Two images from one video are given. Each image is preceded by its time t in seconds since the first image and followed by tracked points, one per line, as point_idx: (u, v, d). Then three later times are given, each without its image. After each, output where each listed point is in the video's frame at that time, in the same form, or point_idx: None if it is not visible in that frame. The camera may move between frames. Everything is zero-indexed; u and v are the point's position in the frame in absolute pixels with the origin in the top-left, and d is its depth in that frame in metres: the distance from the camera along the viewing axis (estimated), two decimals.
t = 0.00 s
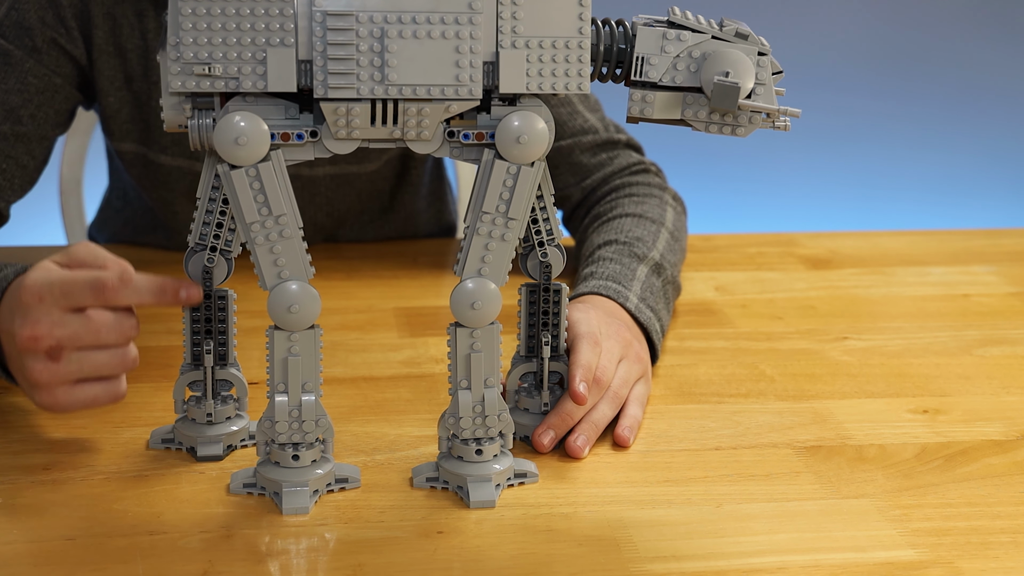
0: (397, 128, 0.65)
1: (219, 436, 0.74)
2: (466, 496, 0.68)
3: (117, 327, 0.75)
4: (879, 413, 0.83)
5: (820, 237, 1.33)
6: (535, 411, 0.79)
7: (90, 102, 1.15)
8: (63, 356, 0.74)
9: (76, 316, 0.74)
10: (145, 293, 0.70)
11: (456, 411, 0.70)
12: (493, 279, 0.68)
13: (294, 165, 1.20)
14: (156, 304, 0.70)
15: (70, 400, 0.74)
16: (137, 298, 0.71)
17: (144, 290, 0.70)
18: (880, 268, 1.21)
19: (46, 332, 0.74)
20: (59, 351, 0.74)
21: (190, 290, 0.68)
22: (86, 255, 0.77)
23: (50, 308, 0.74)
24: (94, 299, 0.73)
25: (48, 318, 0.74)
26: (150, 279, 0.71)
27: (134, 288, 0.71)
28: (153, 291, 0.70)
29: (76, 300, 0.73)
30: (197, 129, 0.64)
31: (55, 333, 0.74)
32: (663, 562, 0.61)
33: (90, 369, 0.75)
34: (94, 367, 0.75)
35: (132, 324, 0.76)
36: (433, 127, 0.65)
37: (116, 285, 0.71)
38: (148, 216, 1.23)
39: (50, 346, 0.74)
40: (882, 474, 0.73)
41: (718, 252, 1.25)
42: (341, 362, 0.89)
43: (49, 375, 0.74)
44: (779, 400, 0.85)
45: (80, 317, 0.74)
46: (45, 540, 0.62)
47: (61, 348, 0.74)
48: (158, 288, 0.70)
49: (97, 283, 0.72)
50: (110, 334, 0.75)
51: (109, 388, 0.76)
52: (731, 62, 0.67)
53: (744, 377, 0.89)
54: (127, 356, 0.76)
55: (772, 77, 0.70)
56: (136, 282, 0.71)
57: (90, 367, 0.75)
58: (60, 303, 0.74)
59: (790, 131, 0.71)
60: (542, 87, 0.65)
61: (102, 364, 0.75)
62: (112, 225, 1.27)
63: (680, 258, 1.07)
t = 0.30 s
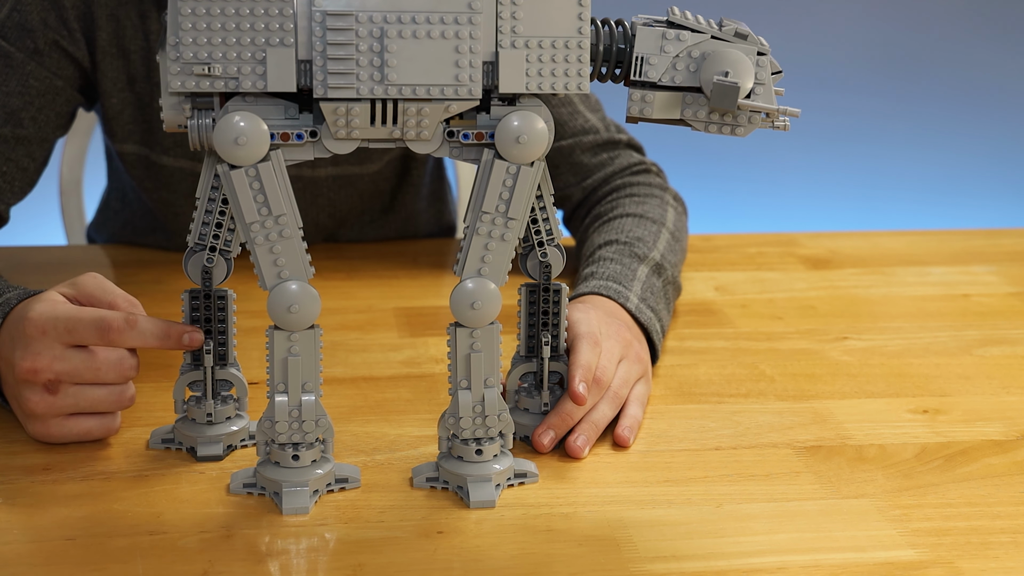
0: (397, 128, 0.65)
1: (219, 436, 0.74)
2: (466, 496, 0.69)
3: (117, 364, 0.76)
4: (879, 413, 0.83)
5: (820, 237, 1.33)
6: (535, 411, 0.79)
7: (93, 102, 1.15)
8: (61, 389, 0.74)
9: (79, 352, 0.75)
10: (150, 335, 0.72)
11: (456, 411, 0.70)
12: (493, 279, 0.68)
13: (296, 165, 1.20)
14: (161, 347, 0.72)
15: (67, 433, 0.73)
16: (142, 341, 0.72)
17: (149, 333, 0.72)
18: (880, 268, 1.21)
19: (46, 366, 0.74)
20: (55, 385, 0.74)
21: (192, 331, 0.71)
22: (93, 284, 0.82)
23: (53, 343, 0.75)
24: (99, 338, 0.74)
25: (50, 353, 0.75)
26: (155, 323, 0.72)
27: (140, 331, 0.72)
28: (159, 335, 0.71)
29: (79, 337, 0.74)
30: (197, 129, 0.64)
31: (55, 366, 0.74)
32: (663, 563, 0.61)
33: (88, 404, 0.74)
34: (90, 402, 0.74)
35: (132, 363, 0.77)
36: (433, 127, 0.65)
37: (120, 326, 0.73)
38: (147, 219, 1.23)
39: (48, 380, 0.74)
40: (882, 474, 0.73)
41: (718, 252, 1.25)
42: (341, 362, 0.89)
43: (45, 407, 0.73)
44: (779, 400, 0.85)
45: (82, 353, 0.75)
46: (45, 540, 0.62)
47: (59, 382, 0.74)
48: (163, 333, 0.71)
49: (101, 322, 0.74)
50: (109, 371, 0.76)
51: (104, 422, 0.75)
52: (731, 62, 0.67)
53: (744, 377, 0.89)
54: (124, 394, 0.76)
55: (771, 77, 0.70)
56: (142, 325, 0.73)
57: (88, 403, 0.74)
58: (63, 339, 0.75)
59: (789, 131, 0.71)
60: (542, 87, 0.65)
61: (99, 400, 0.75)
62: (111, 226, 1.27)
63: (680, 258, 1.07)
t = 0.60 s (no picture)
0: (397, 128, 0.65)
1: (219, 436, 0.74)
2: (466, 496, 0.68)
3: (115, 347, 0.76)
4: (879, 413, 0.83)
5: (820, 237, 1.33)
6: (535, 411, 0.79)
7: (92, 102, 1.15)
8: (63, 379, 0.75)
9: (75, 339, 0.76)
10: (143, 310, 0.73)
11: (456, 411, 0.70)
12: (493, 279, 0.68)
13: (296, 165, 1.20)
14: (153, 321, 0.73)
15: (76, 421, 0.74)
16: (134, 317, 0.73)
17: (141, 308, 0.73)
18: (880, 268, 1.21)
19: (46, 358, 0.75)
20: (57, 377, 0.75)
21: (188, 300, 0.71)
22: (76, 265, 0.82)
23: (48, 335, 0.75)
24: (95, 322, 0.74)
25: (49, 345, 0.75)
26: (146, 298, 0.73)
27: (130, 308, 0.73)
28: (150, 309, 0.72)
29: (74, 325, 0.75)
30: (197, 129, 0.64)
31: (54, 358, 0.75)
32: (663, 563, 0.61)
33: (93, 390, 0.76)
34: (94, 388, 0.76)
35: (129, 343, 0.77)
36: (433, 127, 0.65)
37: (112, 306, 0.74)
38: (148, 219, 1.24)
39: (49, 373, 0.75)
40: (882, 474, 0.73)
41: (718, 252, 1.25)
42: (341, 362, 0.89)
43: (50, 398, 0.74)
44: (779, 400, 0.85)
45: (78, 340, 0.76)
46: (45, 540, 0.62)
47: (60, 372, 0.75)
48: (156, 305, 0.72)
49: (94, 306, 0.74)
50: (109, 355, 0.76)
51: (112, 405, 0.76)
52: (731, 62, 0.67)
53: (744, 377, 0.89)
54: (127, 374, 0.77)
55: (771, 77, 0.70)
56: (131, 302, 0.73)
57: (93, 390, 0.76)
58: (58, 330, 0.75)
59: (789, 131, 0.71)
60: (542, 87, 0.65)
61: (102, 385, 0.76)
62: (110, 227, 1.27)
63: (680, 258, 1.07)
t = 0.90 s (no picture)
0: (397, 128, 0.65)
1: (219, 436, 0.74)
2: (466, 496, 0.69)
3: (90, 326, 0.64)
4: (879, 413, 0.83)
5: (820, 237, 1.33)
6: (535, 411, 0.79)
7: (92, 101, 1.15)
8: (42, 358, 0.64)
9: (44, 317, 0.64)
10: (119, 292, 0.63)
11: (456, 411, 0.70)
12: (493, 279, 0.68)
13: (294, 164, 1.21)
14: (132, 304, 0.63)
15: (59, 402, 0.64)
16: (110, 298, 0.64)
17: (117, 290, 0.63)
18: (880, 268, 1.21)
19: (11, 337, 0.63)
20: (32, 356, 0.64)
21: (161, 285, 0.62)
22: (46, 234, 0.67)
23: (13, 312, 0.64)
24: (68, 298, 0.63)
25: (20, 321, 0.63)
26: (124, 277, 0.64)
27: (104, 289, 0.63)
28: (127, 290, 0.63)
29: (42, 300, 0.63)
30: (197, 129, 0.64)
31: (29, 335, 0.63)
32: (663, 562, 0.61)
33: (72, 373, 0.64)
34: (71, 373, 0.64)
35: (110, 323, 0.64)
36: (433, 127, 0.65)
37: (88, 287, 0.63)
38: (146, 219, 1.23)
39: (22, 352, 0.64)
40: (882, 474, 0.73)
41: (719, 252, 1.25)
42: (341, 362, 0.89)
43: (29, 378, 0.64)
44: (779, 400, 0.85)
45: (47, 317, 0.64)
46: (45, 540, 0.62)
47: (37, 349, 0.64)
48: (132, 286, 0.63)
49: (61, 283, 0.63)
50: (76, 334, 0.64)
51: (96, 384, 0.65)
52: (731, 62, 0.67)
53: (744, 377, 0.89)
54: (107, 357, 0.65)
55: (771, 77, 0.70)
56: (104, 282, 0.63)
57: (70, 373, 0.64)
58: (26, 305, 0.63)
59: (789, 131, 0.71)
60: (542, 87, 0.65)
61: (80, 366, 0.64)
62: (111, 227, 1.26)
63: (680, 258, 1.07)
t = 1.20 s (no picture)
0: (397, 128, 0.65)
1: (219, 436, 0.74)
2: (466, 496, 0.68)
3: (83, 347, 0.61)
4: (879, 413, 0.83)
5: (820, 237, 1.33)
6: (535, 411, 0.79)
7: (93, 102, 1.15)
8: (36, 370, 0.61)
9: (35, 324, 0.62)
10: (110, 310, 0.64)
11: (456, 411, 0.70)
12: (492, 279, 0.68)
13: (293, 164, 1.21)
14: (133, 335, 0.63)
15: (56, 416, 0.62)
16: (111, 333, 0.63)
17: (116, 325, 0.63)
18: (880, 268, 1.21)
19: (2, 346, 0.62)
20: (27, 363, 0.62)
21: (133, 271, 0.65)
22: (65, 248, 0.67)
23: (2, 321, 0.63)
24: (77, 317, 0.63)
25: (15, 330, 0.62)
26: (112, 294, 0.64)
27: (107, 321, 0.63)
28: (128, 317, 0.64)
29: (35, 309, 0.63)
30: (197, 129, 0.64)
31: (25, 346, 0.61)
32: (663, 562, 0.61)
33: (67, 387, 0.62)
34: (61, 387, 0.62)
35: (108, 345, 0.62)
36: (433, 127, 0.65)
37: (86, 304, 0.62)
38: (147, 218, 1.23)
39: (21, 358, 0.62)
40: (882, 474, 0.73)
41: (719, 252, 1.25)
42: (341, 362, 0.89)
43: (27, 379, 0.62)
44: (779, 400, 0.85)
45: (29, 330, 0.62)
46: (45, 540, 0.62)
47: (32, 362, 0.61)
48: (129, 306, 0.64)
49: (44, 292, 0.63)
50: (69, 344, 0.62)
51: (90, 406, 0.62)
52: (731, 62, 0.67)
53: (744, 377, 0.89)
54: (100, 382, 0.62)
55: (771, 77, 0.70)
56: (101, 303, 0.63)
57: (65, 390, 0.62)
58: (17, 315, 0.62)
59: (789, 131, 0.71)
60: (542, 87, 0.65)
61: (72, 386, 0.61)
62: (113, 227, 1.26)
63: (679, 258, 1.07)
